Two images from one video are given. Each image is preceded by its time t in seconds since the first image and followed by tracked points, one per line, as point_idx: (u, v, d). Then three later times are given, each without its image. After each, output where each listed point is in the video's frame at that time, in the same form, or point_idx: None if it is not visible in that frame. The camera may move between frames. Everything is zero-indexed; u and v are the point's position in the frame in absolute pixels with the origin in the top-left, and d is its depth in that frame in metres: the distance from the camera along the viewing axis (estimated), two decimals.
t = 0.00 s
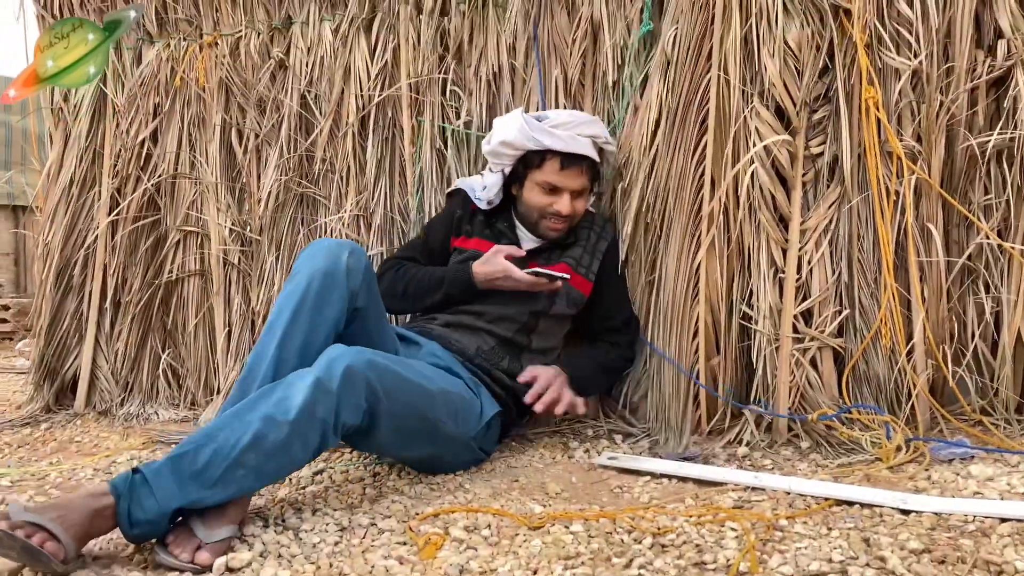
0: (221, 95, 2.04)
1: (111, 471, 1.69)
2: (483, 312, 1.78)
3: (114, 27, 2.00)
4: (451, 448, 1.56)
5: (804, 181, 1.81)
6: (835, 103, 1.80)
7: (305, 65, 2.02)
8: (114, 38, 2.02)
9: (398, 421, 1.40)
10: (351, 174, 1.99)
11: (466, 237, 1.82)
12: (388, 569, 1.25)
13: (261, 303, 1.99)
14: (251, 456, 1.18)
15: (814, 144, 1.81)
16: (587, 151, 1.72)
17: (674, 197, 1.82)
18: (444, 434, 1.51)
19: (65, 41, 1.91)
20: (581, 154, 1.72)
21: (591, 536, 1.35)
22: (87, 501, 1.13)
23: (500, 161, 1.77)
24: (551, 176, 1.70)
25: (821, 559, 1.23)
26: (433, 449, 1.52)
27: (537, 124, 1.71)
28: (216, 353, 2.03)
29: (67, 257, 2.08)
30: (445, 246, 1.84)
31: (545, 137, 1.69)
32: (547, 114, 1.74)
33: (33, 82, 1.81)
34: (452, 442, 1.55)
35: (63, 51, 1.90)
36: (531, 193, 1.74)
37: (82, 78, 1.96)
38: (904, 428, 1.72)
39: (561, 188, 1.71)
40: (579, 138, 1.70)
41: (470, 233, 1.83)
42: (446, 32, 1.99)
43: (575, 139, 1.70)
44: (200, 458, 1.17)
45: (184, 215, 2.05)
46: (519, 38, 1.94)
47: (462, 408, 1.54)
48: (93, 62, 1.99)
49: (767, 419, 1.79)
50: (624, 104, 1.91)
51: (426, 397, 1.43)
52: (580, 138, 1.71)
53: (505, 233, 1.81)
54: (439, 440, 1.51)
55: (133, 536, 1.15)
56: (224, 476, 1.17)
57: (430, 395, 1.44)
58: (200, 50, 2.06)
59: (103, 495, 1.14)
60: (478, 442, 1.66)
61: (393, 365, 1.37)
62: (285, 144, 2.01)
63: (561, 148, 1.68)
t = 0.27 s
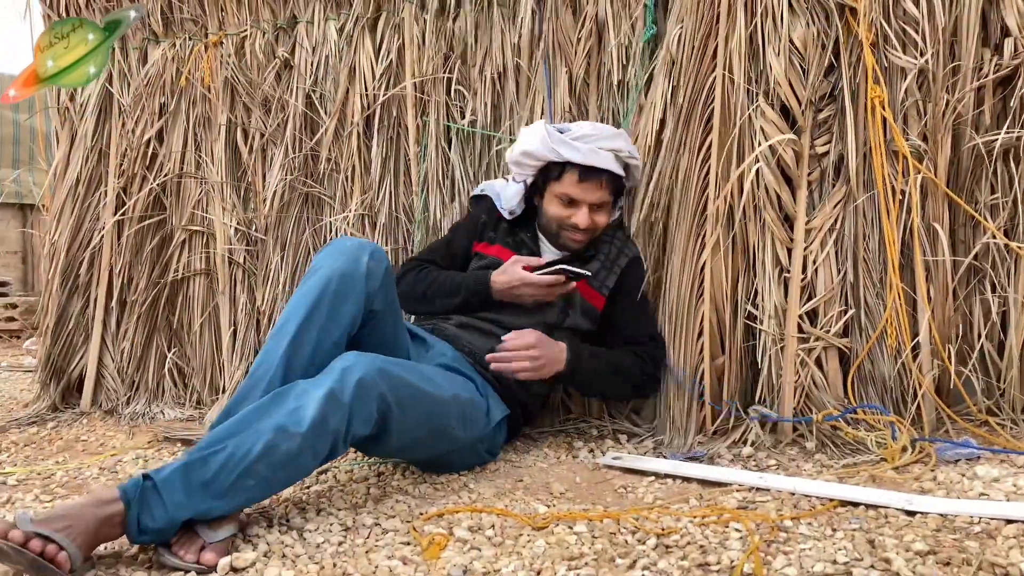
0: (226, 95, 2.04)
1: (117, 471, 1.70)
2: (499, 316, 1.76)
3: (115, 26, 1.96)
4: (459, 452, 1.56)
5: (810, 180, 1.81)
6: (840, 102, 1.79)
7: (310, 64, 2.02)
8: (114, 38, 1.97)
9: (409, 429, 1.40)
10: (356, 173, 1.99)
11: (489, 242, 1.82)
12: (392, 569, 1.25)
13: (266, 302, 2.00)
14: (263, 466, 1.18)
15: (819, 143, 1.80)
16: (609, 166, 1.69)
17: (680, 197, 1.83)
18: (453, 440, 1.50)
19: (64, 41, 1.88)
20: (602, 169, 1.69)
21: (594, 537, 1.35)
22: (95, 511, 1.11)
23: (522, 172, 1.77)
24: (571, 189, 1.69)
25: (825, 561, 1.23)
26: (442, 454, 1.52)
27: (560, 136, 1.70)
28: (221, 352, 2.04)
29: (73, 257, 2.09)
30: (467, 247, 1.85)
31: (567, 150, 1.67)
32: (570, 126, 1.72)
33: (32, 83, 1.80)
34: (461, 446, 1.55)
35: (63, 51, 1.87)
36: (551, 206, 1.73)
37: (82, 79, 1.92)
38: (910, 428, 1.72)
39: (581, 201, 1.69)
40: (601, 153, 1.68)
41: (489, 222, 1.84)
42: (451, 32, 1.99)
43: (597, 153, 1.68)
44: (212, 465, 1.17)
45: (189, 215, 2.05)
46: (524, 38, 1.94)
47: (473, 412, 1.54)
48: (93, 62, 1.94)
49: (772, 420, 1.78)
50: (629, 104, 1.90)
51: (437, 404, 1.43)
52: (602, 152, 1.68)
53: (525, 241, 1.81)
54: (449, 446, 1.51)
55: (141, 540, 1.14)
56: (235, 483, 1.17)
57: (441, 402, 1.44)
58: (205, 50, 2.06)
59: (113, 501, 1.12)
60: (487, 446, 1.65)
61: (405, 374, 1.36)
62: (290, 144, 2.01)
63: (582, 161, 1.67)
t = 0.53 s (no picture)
0: (234, 91, 2.05)
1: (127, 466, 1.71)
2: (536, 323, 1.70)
3: (114, 27, 2.02)
4: (474, 449, 1.56)
5: (819, 175, 1.80)
6: (850, 96, 1.78)
7: (318, 60, 2.02)
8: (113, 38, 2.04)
9: (426, 424, 1.40)
10: (364, 169, 1.99)
11: (544, 244, 1.79)
12: (400, 564, 1.25)
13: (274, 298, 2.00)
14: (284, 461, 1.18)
15: (829, 138, 1.79)
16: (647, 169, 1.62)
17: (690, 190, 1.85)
18: (469, 438, 1.50)
19: (65, 41, 1.94)
20: (639, 172, 1.62)
21: (603, 532, 1.35)
22: (115, 508, 1.10)
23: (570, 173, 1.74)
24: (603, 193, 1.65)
25: (834, 557, 1.22)
26: (457, 450, 1.52)
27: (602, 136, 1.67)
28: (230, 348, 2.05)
29: (83, 253, 2.10)
30: (501, 229, 1.90)
31: (603, 149, 1.63)
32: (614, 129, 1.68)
33: (32, 83, 1.87)
34: (477, 445, 1.54)
35: (63, 51, 1.93)
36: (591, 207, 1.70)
37: (82, 79, 1.98)
38: (919, 423, 1.71)
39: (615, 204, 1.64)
40: (639, 155, 1.61)
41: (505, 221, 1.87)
42: (458, 27, 1.98)
43: (634, 155, 1.61)
44: (233, 461, 1.17)
45: (198, 211, 2.06)
46: (532, 32, 1.93)
47: (490, 410, 1.53)
48: (93, 62, 2.00)
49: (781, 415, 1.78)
50: (638, 98, 1.87)
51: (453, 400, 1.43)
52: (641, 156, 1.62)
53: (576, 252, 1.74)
54: (465, 443, 1.51)
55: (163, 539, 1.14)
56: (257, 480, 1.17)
57: (457, 397, 1.44)
58: (213, 46, 2.07)
59: (136, 498, 1.11)
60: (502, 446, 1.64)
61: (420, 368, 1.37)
62: (298, 140, 2.02)
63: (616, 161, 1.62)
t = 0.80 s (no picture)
0: (248, 83, 2.06)
1: (143, 455, 1.74)
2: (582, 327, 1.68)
3: (115, 27, 1.98)
4: (503, 438, 1.58)
5: (832, 166, 1.79)
6: (863, 87, 1.78)
7: (331, 52, 2.03)
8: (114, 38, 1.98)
9: (457, 412, 1.43)
10: (377, 160, 2.00)
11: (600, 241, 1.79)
12: (413, 551, 1.26)
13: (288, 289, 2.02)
14: (326, 447, 1.20)
15: (842, 129, 1.79)
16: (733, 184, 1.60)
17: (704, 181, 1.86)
18: (496, 430, 1.53)
19: (65, 41, 1.88)
20: (726, 186, 1.61)
21: (614, 521, 1.36)
22: (162, 489, 1.10)
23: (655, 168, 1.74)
24: (687, 198, 1.63)
25: (846, 545, 1.23)
26: (487, 438, 1.54)
27: (701, 141, 1.65)
28: (244, 338, 2.06)
29: (98, 244, 2.11)
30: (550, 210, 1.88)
31: (701, 154, 1.62)
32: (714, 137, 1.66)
33: (32, 83, 1.83)
34: (507, 433, 1.57)
35: (63, 51, 1.88)
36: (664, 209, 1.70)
37: (82, 79, 1.92)
38: (931, 415, 1.71)
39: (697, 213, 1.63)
40: (732, 169, 1.60)
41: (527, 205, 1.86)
42: (471, 18, 1.98)
43: (728, 169, 1.60)
44: (274, 447, 1.18)
45: (212, 202, 2.07)
46: (545, 23, 1.92)
47: (519, 400, 1.55)
48: (93, 62, 1.93)
49: (793, 406, 1.79)
50: (649, 90, 1.87)
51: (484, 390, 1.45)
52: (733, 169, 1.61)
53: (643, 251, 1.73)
54: (495, 431, 1.53)
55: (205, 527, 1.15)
56: (300, 466, 1.19)
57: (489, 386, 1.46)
58: (227, 38, 2.08)
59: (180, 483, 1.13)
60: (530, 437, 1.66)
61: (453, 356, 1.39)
62: (311, 131, 2.03)
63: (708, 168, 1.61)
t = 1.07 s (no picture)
0: (259, 78, 2.07)
1: (155, 449, 1.75)
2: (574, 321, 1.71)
3: (114, 27, 1.99)
4: (467, 406, 1.57)
5: (844, 162, 1.78)
6: (876, 83, 1.77)
7: (342, 47, 2.03)
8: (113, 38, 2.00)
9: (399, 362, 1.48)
10: (387, 155, 2.00)
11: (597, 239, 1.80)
12: (422, 545, 1.27)
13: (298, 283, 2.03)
14: (248, 347, 1.44)
15: (854, 124, 1.78)
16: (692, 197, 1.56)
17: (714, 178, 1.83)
18: (462, 400, 1.55)
19: (65, 41, 1.88)
20: (671, 194, 1.56)
21: (623, 517, 1.36)
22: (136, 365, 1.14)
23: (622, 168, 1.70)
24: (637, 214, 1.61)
25: (856, 543, 1.22)
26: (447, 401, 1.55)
27: (651, 143, 1.60)
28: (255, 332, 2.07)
29: (110, 238, 2.12)
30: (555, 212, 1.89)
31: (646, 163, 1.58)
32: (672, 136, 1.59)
33: (32, 83, 1.79)
34: (469, 398, 1.56)
35: (63, 51, 1.87)
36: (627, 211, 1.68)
37: (82, 79, 1.94)
38: (943, 412, 1.70)
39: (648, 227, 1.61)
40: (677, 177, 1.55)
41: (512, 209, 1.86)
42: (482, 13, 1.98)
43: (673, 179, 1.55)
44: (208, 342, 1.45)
45: (223, 197, 2.08)
46: (556, 17, 1.92)
47: (480, 361, 1.57)
48: (93, 62, 1.95)
49: (803, 402, 1.79)
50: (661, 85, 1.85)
51: (429, 337, 1.50)
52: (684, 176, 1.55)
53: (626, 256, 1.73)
54: (454, 391, 1.54)
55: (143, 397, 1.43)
56: (235, 362, 1.43)
57: (434, 335, 1.51)
58: (238, 33, 2.09)
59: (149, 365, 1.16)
60: (506, 417, 1.64)
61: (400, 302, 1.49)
62: (322, 126, 2.03)
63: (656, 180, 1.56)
